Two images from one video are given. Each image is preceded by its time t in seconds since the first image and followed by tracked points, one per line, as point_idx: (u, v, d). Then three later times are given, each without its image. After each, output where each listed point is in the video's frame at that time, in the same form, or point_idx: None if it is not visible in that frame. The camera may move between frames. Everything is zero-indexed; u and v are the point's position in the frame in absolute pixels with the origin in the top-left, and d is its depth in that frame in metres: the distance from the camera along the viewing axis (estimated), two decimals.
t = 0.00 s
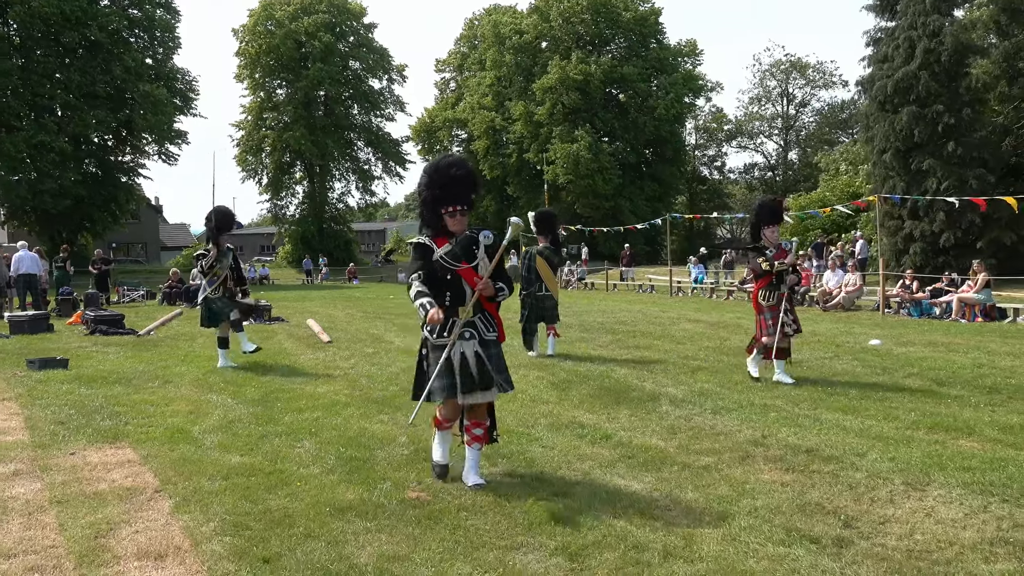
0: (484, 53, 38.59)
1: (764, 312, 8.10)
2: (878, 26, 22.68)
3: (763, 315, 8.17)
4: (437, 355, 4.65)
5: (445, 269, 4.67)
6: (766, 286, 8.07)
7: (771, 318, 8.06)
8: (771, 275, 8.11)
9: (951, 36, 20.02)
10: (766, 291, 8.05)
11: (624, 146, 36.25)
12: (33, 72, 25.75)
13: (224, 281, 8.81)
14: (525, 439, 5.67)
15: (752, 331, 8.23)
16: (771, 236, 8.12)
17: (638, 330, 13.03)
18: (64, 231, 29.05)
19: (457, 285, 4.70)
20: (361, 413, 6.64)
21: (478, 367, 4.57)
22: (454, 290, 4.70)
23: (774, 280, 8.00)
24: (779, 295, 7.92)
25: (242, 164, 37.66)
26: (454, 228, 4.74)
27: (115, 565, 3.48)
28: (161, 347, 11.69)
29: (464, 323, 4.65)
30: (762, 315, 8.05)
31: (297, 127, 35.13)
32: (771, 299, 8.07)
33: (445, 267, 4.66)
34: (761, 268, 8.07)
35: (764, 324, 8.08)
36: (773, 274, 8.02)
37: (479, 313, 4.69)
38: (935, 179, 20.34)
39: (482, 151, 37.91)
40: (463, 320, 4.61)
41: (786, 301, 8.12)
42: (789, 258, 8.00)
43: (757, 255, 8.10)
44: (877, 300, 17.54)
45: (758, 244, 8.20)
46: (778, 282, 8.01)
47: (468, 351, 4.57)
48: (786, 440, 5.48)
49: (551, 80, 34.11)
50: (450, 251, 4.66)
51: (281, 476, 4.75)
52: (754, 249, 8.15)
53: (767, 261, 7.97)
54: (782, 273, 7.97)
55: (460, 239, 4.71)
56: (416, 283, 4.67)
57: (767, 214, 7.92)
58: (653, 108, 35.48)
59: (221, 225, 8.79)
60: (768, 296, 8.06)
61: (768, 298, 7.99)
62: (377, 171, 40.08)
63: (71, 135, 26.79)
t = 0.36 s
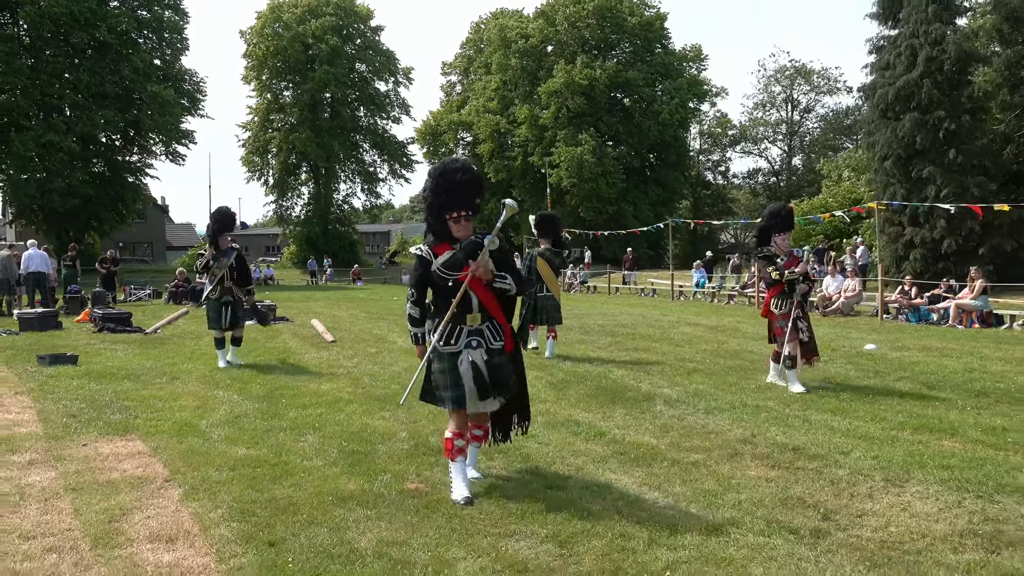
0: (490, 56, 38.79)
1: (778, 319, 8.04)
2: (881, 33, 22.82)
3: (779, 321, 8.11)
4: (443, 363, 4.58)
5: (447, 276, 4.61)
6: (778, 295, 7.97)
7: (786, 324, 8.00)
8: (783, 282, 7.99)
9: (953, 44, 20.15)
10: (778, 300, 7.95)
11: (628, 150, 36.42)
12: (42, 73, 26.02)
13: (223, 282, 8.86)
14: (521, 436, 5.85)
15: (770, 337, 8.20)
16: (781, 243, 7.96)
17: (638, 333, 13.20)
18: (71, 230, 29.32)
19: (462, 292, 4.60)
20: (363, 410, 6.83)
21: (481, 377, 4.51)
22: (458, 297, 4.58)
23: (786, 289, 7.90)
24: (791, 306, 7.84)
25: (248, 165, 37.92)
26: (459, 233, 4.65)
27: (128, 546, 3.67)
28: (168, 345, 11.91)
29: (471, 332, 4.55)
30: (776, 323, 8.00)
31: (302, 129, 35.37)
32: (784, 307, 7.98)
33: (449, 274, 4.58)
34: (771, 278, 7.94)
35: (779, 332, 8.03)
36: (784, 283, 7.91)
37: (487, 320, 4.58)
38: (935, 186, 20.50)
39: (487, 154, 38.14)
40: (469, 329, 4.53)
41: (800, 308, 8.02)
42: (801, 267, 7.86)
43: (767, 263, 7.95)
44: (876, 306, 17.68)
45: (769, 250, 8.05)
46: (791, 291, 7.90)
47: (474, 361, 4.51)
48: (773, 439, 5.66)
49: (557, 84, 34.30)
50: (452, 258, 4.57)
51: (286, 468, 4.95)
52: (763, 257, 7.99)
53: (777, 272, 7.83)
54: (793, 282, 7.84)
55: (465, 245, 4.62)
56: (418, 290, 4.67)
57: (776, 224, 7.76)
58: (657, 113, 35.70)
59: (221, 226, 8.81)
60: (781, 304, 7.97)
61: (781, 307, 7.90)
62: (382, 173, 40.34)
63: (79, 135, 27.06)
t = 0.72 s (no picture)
0: (470, 58, 38.93)
1: (755, 322, 8.17)
2: (852, 42, 23.26)
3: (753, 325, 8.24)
4: (418, 365, 4.56)
5: (426, 276, 4.56)
6: (758, 297, 8.15)
7: (762, 326, 8.14)
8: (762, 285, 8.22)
9: (921, 54, 20.60)
10: (758, 301, 8.12)
11: (606, 153, 36.75)
12: (17, 71, 25.83)
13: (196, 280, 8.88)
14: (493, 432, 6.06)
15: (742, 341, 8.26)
16: (763, 246, 8.27)
17: (611, 334, 13.45)
18: (45, 229, 29.12)
19: (439, 291, 4.59)
20: (339, 408, 7.00)
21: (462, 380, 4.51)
22: (436, 297, 4.56)
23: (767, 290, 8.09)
24: (771, 306, 8.01)
25: (225, 165, 37.83)
26: (437, 233, 4.65)
27: (111, 535, 3.82)
28: (145, 344, 11.98)
29: (447, 332, 4.58)
30: (754, 323, 8.11)
31: (280, 129, 35.30)
32: (762, 310, 8.14)
33: (429, 274, 4.55)
34: (753, 278, 8.13)
35: (754, 334, 8.14)
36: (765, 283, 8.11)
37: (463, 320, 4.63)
38: (903, 193, 20.98)
39: (465, 156, 38.32)
40: (447, 331, 4.55)
41: (776, 311, 8.27)
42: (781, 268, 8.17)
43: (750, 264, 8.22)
44: (843, 309, 18.07)
45: (750, 253, 8.35)
46: (771, 292, 8.12)
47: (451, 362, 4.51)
48: (734, 436, 5.91)
49: (535, 87, 34.51)
50: (433, 258, 4.55)
51: (263, 462, 5.11)
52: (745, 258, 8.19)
53: (759, 271, 8.05)
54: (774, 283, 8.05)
55: (443, 245, 4.63)
56: (396, 291, 4.56)
57: (762, 223, 8.08)
58: (635, 117, 36.08)
59: (198, 225, 8.95)
60: (760, 305, 8.15)
61: (762, 308, 8.06)
62: (360, 174, 40.41)
63: (54, 133, 26.92)
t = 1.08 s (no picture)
0: (446, 56, 39.02)
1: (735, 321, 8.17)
2: (822, 46, 23.66)
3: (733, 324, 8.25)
4: (397, 363, 4.41)
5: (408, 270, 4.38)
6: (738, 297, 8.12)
7: (740, 326, 8.15)
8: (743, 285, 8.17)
9: (887, 59, 21.03)
10: (738, 302, 8.10)
11: (581, 153, 37.03)
12: None
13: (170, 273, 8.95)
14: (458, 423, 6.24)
15: (719, 338, 8.29)
16: (746, 245, 8.19)
17: (581, 331, 13.67)
18: (15, 222, 28.84)
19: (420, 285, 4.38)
20: (308, 399, 7.15)
21: (441, 379, 4.32)
22: (416, 293, 4.35)
23: (748, 291, 8.06)
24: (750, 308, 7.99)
25: (199, 161, 37.65)
26: (422, 228, 4.49)
27: (82, 516, 3.97)
28: (116, 338, 12.02)
29: (426, 330, 4.38)
30: (733, 323, 8.12)
31: (255, 125, 35.18)
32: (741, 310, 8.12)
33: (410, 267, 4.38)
34: (733, 279, 8.08)
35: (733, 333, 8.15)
36: (746, 285, 8.07)
37: (442, 318, 4.43)
38: (869, 195, 21.41)
39: (441, 154, 38.45)
40: (426, 327, 4.36)
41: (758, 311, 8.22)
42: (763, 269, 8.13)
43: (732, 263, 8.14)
44: (809, 308, 18.44)
45: (733, 252, 8.26)
46: (752, 293, 8.07)
47: (431, 360, 4.33)
48: (688, 426, 6.14)
49: (512, 85, 34.65)
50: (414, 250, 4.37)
51: (231, 450, 5.27)
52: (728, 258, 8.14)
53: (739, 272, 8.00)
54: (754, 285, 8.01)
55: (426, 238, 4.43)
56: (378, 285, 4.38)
57: (746, 225, 7.94)
58: (610, 117, 36.41)
59: (170, 220, 9.07)
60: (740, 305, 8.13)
61: (741, 309, 8.05)
62: (336, 171, 40.40)
63: (25, 126, 26.66)
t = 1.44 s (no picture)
0: (426, 55, 39.08)
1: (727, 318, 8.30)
2: (795, 49, 24.02)
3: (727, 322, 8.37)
4: (385, 354, 4.36)
5: (395, 262, 4.36)
6: (728, 294, 8.28)
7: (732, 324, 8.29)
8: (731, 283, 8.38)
9: (858, 63, 21.43)
10: (728, 298, 8.25)
11: (560, 152, 37.29)
12: None
13: (151, 271, 9.07)
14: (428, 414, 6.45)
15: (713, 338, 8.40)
16: (735, 245, 8.40)
17: (555, 328, 13.90)
18: None
19: (407, 279, 4.39)
20: (284, 393, 7.34)
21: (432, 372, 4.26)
22: (404, 286, 4.36)
23: (738, 288, 8.24)
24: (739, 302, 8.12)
25: (178, 156, 37.52)
26: (406, 219, 4.46)
27: (62, 501, 4.14)
28: (94, 333, 12.11)
29: (414, 322, 4.37)
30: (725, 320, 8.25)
31: (234, 121, 35.06)
32: (733, 306, 8.26)
33: (397, 260, 4.36)
34: (722, 276, 8.27)
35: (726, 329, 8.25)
36: (735, 282, 8.26)
37: (431, 310, 4.42)
38: (841, 196, 21.81)
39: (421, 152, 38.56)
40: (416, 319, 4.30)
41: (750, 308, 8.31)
42: (751, 267, 8.37)
43: (721, 262, 8.35)
44: (780, 306, 18.78)
45: (724, 253, 8.48)
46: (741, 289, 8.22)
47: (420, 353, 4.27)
48: (651, 419, 6.38)
49: (491, 84, 34.78)
50: (401, 243, 4.35)
51: (208, 439, 5.46)
52: (717, 257, 8.36)
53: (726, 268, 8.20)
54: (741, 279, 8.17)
55: (412, 231, 4.42)
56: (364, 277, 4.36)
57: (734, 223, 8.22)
58: (589, 117, 36.69)
59: (151, 218, 9.20)
60: (730, 303, 8.28)
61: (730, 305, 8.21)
62: (316, 168, 40.41)
63: None
